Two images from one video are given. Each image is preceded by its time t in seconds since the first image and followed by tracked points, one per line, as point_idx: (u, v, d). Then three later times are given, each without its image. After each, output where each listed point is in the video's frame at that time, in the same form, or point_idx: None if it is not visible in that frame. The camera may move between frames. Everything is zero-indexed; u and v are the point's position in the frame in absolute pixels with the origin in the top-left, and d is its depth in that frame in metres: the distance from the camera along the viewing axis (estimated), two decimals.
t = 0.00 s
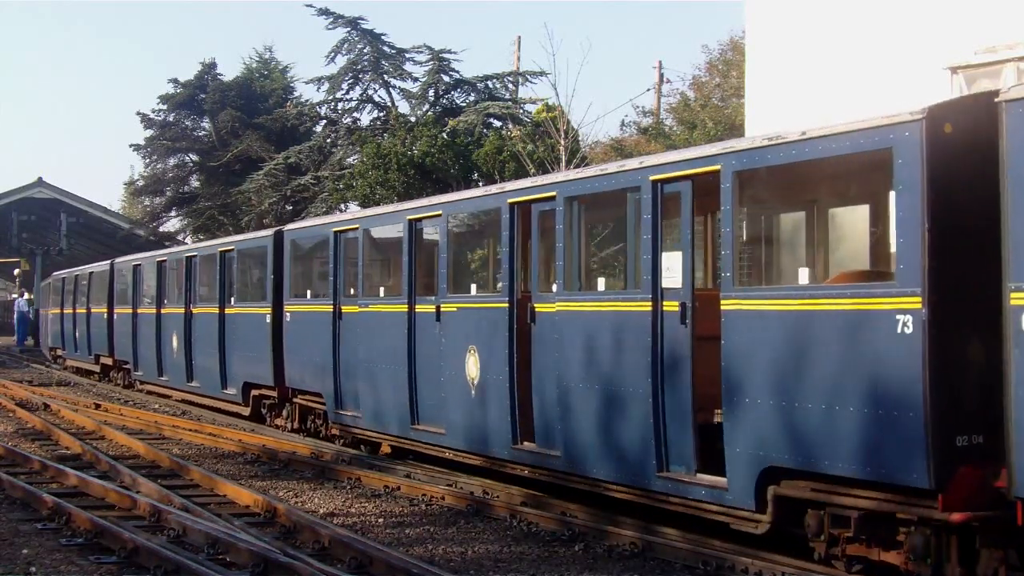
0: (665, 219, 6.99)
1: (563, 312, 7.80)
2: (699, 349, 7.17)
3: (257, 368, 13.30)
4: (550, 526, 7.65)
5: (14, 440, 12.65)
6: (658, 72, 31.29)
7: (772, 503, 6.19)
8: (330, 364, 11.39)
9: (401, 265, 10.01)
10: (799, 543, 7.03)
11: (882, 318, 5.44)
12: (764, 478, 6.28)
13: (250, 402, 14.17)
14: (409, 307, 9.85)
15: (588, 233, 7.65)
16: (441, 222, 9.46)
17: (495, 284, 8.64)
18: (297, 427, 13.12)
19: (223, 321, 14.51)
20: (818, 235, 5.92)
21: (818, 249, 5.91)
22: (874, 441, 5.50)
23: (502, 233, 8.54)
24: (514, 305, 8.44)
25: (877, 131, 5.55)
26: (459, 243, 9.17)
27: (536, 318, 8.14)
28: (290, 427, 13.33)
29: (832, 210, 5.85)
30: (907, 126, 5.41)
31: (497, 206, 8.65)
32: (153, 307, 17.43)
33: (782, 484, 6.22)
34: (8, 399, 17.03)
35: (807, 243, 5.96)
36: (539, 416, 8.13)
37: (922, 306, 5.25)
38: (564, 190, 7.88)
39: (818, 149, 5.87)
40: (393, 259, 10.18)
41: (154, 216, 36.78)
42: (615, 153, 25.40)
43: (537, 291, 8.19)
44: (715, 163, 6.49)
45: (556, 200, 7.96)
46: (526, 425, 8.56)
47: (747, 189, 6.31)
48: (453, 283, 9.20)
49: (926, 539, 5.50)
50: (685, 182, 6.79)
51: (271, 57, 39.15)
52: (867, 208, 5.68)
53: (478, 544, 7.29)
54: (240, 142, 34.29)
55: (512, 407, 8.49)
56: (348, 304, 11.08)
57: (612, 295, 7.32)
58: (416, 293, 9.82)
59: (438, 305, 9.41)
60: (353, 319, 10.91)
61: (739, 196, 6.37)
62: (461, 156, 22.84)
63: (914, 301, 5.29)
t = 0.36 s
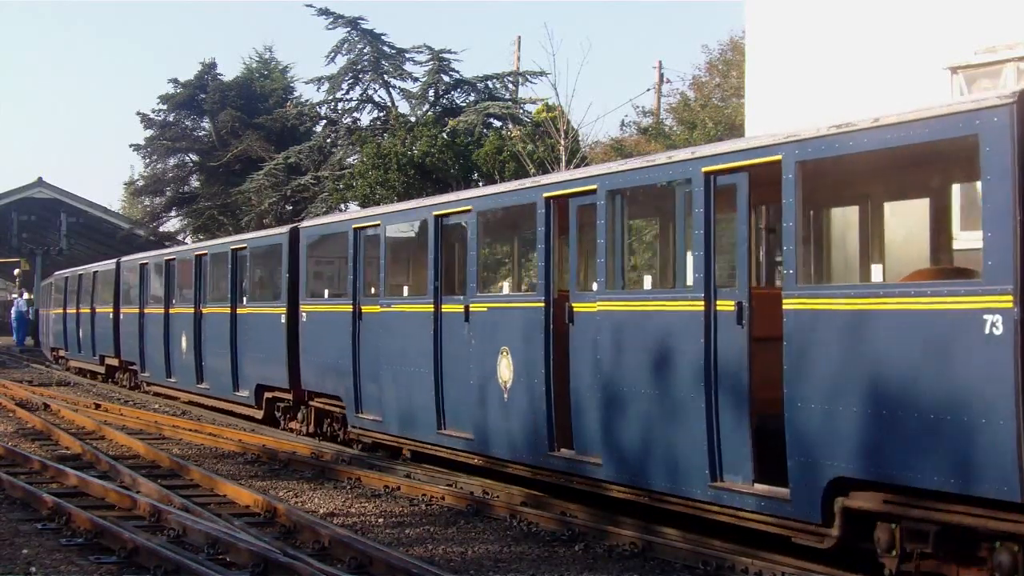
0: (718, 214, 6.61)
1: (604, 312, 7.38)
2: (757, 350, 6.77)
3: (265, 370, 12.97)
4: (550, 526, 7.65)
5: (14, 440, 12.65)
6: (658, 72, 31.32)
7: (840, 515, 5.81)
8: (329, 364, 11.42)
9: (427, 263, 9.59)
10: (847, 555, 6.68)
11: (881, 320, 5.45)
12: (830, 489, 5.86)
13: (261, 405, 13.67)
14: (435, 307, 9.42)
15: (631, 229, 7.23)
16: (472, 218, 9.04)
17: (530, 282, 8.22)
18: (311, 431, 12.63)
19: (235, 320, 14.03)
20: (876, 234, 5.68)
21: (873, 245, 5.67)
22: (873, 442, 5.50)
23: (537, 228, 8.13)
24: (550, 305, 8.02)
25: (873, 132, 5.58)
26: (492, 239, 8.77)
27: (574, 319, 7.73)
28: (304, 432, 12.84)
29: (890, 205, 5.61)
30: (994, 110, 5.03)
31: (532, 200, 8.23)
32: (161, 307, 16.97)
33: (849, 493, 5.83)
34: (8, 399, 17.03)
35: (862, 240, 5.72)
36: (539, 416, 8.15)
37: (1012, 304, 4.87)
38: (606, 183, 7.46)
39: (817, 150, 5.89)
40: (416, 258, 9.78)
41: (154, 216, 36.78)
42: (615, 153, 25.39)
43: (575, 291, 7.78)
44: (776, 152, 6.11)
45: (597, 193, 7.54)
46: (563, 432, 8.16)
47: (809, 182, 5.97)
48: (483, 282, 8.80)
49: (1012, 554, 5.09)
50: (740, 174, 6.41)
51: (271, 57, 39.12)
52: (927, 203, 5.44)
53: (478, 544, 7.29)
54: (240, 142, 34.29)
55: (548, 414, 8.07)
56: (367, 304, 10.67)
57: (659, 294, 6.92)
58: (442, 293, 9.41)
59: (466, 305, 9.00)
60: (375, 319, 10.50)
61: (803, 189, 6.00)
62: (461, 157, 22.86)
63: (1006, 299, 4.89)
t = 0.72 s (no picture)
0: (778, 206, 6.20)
1: (652, 312, 6.93)
2: (825, 356, 6.05)
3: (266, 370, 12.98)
4: (550, 526, 7.65)
5: (14, 441, 12.65)
6: (658, 72, 31.32)
7: (917, 530, 5.43)
8: (329, 364, 11.45)
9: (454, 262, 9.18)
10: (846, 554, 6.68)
11: (880, 319, 5.45)
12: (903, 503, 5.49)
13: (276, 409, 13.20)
14: (464, 307, 9.00)
15: (681, 223, 6.80)
16: (504, 213, 8.60)
17: (570, 281, 7.81)
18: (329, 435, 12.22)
19: (236, 321, 14.05)
20: (934, 227, 5.39)
21: (935, 237, 5.37)
22: (873, 442, 5.50)
23: (577, 224, 7.71)
24: (590, 304, 7.60)
25: (869, 133, 5.60)
26: (526, 235, 8.35)
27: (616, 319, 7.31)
28: (321, 436, 12.42)
29: (957, 198, 5.30)
30: None
31: (570, 194, 7.81)
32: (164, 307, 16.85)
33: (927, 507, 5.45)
34: (8, 399, 17.03)
35: (922, 234, 5.41)
36: (538, 416, 8.15)
37: None
38: (651, 175, 7.04)
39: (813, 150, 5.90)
40: (442, 256, 9.38)
41: (154, 216, 36.78)
42: (615, 153, 25.39)
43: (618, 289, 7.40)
44: (848, 140, 5.68)
45: (642, 186, 7.12)
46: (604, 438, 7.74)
47: (866, 174, 5.64)
48: (517, 281, 8.39)
49: None
50: (803, 164, 6.01)
51: (271, 57, 39.12)
52: (995, 195, 5.13)
53: (478, 544, 7.29)
54: (240, 142, 34.28)
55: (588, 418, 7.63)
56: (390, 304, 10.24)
57: (713, 292, 6.50)
58: (470, 292, 9.00)
59: (498, 305, 8.59)
60: (398, 319, 10.07)
61: (875, 180, 5.60)
62: (461, 157, 22.87)
63: None
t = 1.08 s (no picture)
0: (847, 199, 5.81)
1: (703, 312, 6.54)
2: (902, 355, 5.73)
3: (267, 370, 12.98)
4: (551, 526, 7.65)
5: (14, 440, 12.64)
6: (657, 72, 31.32)
7: (1007, 547, 5.02)
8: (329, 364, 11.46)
9: (485, 260, 8.80)
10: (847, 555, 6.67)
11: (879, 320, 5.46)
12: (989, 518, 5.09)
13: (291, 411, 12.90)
14: (497, 307, 8.61)
15: (738, 219, 6.42)
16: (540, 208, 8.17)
17: (613, 280, 7.39)
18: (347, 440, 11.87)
19: (237, 320, 14.06)
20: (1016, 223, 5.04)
21: (1006, 232, 5.07)
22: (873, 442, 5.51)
23: (621, 219, 7.29)
24: (635, 303, 7.20)
25: (866, 132, 5.60)
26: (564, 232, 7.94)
27: (665, 319, 6.90)
28: (338, 440, 12.10)
29: None
30: None
31: (613, 187, 7.39)
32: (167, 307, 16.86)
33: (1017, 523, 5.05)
34: (8, 399, 17.03)
35: (998, 229, 5.08)
36: (540, 415, 8.16)
37: None
38: (704, 167, 6.63)
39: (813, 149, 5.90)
40: (473, 254, 8.99)
41: (154, 216, 36.78)
42: (615, 153, 25.39)
43: (667, 287, 6.96)
44: (928, 127, 5.28)
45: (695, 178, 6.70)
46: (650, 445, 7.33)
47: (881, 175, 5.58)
48: (555, 279, 7.99)
49: None
50: (876, 153, 5.62)
51: (271, 57, 39.11)
52: None
53: (478, 544, 7.29)
54: (240, 142, 34.29)
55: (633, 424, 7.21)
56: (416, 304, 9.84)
57: (773, 290, 6.09)
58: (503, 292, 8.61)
59: (535, 305, 8.20)
60: (425, 319, 9.67)
61: (959, 170, 5.19)
62: (461, 156, 22.88)
63: None
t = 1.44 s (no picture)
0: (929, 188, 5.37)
1: (765, 311, 6.10)
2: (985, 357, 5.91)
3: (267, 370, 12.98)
4: (550, 526, 7.65)
5: (14, 441, 12.65)
6: (657, 72, 31.31)
7: None
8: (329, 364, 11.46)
9: (518, 257, 8.37)
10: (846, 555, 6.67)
11: (879, 320, 5.46)
12: None
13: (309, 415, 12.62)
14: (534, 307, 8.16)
15: (807, 212, 6.00)
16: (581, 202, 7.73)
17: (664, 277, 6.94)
18: (366, 445, 11.59)
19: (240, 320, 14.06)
20: None
21: None
22: (874, 443, 5.51)
23: (671, 212, 6.84)
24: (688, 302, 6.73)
25: (865, 132, 5.61)
26: (608, 227, 7.50)
27: (720, 319, 6.46)
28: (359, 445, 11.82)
29: None
30: None
31: (662, 179, 6.95)
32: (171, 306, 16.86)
33: None
34: (8, 399, 17.03)
35: None
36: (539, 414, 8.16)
37: None
38: (764, 156, 6.20)
39: (812, 148, 5.91)
40: (506, 251, 8.54)
41: (154, 216, 36.80)
42: (615, 153, 25.38)
43: (723, 285, 6.49)
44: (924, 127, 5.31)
45: (755, 168, 6.25)
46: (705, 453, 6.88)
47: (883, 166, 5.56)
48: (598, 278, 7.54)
49: None
50: (962, 140, 5.20)
51: (270, 57, 39.11)
52: None
53: (478, 544, 7.29)
54: (240, 142, 34.29)
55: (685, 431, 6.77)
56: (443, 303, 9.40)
57: (845, 288, 5.67)
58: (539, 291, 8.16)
59: (574, 304, 7.75)
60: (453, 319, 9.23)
61: None
62: (461, 156, 22.88)
63: None
